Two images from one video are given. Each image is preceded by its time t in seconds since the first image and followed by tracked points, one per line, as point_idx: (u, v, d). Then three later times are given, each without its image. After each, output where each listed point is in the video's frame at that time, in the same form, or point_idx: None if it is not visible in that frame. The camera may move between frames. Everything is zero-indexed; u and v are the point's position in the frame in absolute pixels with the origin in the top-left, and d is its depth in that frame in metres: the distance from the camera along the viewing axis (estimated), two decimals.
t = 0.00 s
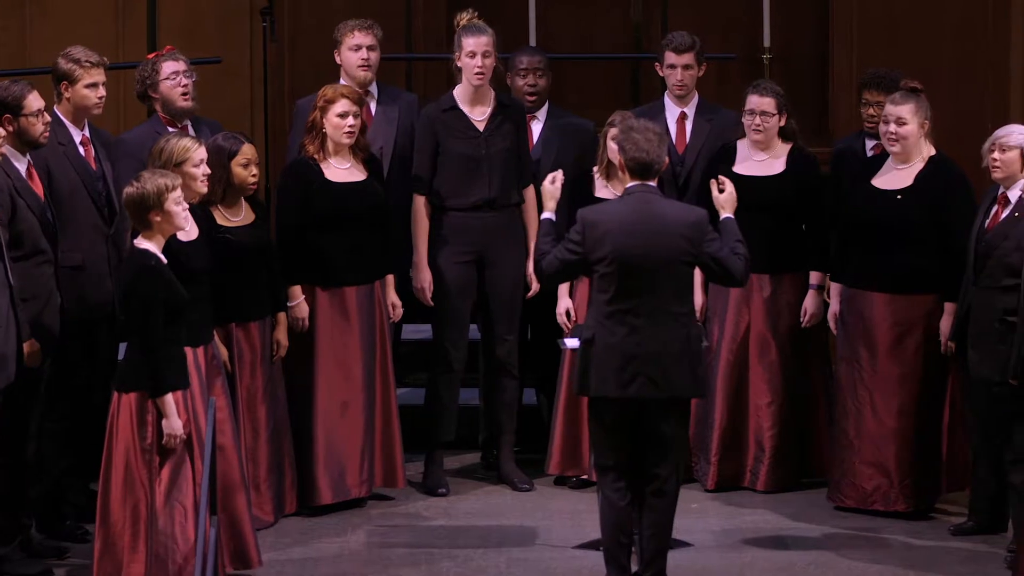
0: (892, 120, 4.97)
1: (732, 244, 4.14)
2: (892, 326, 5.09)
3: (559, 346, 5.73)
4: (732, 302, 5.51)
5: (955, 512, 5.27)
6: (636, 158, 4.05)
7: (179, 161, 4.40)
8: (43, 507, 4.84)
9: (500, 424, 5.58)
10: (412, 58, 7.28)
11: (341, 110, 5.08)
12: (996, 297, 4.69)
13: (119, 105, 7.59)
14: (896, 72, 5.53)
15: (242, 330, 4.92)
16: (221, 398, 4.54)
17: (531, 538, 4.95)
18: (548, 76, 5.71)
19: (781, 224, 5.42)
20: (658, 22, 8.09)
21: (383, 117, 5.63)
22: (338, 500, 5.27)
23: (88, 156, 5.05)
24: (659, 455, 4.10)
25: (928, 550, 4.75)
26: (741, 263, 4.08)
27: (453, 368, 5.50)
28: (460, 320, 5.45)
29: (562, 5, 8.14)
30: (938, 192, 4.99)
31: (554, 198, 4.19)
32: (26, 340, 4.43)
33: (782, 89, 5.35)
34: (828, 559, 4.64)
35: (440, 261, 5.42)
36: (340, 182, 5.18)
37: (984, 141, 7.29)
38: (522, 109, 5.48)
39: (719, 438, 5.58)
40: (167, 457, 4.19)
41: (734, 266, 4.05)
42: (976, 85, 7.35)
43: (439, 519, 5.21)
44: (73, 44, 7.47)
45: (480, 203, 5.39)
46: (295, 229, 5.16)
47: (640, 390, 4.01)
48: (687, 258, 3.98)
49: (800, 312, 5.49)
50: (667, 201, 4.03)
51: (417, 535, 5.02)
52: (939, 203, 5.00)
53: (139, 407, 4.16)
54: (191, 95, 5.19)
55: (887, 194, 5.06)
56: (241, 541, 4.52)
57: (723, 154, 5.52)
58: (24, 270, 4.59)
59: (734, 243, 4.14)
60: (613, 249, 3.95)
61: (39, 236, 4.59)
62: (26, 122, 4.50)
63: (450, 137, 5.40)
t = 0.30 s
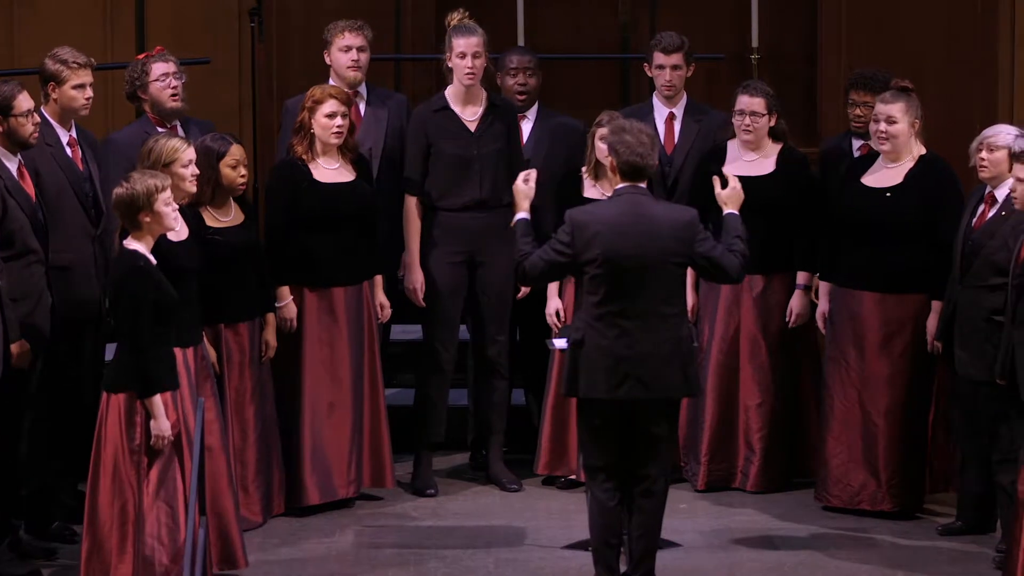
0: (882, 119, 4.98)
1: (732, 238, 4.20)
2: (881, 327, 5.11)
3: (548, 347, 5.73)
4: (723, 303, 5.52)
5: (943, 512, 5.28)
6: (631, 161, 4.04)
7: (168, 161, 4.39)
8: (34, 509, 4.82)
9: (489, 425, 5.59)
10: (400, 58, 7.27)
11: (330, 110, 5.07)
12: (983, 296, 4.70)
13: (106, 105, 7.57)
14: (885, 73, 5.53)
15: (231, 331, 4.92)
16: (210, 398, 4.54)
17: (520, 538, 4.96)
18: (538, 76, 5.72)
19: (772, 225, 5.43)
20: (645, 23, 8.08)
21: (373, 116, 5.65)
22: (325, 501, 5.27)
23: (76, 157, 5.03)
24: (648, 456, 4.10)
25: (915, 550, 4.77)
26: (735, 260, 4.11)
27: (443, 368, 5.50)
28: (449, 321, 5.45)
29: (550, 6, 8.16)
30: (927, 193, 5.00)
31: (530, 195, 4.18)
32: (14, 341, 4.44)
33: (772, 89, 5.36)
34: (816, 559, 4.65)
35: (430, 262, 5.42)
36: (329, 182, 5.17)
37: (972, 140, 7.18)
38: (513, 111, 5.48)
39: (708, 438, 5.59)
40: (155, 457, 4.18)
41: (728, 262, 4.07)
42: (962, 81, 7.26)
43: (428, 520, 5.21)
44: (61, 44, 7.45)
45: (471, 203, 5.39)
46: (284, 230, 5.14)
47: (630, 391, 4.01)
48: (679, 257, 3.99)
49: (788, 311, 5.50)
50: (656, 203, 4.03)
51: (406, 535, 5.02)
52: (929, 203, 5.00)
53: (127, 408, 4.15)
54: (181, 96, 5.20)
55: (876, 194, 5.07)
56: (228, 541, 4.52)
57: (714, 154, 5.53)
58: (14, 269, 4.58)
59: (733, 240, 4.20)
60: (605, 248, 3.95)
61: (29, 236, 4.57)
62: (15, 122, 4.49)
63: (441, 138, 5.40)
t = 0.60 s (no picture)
0: (872, 118, 4.99)
1: (728, 260, 4.15)
2: (869, 327, 5.12)
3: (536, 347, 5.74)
4: (711, 303, 5.53)
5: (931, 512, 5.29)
6: (622, 164, 4.04)
7: (158, 162, 4.39)
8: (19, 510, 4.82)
9: (478, 425, 5.59)
10: (388, 58, 7.27)
11: (318, 110, 5.07)
12: (970, 295, 4.72)
13: (95, 106, 7.56)
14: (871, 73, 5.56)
15: (220, 332, 4.92)
16: (198, 399, 4.54)
17: (508, 538, 4.96)
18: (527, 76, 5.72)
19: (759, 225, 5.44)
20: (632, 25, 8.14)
21: (361, 116, 5.64)
22: (313, 501, 5.26)
23: (62, 158, 5.04)
24: (637, 456, 4.11)
25: (903, 550, 4.78)
26: (722, 271, 4.10)
27: (432, 369, 5.50)
28: (438, 321, 5.45)
29: (539, 6, 8.16)
30: (915, 193, 5.02)
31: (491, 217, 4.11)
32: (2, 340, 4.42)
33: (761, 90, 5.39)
34: (804, 559, 4.66)
35: (420, 263, 5.42)
36: (317, 182, 5.17)
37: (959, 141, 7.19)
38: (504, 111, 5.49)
39: (697, 439, 5.60)
40: (145, 458, 4.18)
41: (713, 274, 4.07)
42: (948, 81, 7.26)
43: (417, 520, 5.21)
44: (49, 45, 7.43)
45: (461, 204, 5.39)
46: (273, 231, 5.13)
47: (619, 391, 4.02)
48: (669, 262, 3.99)
49: (775, 311, 5.51)
50: (647, 208, 4.02)
51: (394, 535, 5.02)
52: (918, 203, 5.02)
53: (117, 408, 4.15)
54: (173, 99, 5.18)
55: (864, 193, 5.08)
56: (215, 541, 4.54)
57: (703, 155, 5.54)
58: (4, 268, 4.57)
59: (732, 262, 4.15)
60: (595, 253, 3.94)
61: (19, 235, 4.57)
62: (1, 122, 4.47)
63: (431, 138, 5.40)
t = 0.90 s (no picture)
0: (860, 118, 5.00)
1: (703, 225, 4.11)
2: (857, 327, 5.13)
3: (525, 347, 5.74)
4: (699, 303, 5.54)
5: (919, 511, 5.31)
6: (617, 164, 4.01)
7: (147, 163, 4.38)
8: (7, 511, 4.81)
9: (467, 425, 5.59)
10: (377, 58, 7.26)
11: (307, 110, 5.07)
12: (957, 296, 4.72)
13: (83, 105, 7.55)
14: (857, 73, 5.59)
15: (209, 334, 4.92)
16: (187, 400, 4.53)
17: (496, 538, 4.96)
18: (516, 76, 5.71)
19: (747, 225, 5.45)
20: (621, 25, 8.16)
21: (350, 116, 5.62)
22: (303, 501, 5.26)
23: (50, 159, 5.04)
24: (627, 456, 4.12)
25: (891, 550, 4.79)
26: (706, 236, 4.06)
27: (421, 369, 5.50)
28: (428, 321, 5.45)
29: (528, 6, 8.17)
30: (906, 193, 5.03)
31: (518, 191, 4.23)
32: None
33: (750, 90, 5.40)
34: (793, 559, 4.67)
35: (409, 263, 5.42)
36: (307, 182, 5.16)
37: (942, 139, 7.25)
38: (494, 111, 5.49)
39: (685, 439, 5.60)
40: (134, 457, 4.18)
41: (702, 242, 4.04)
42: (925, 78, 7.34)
43: (405, 520, 5.22)
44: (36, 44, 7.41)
45: (450, 204, 5.39)
46: (262, 231, 5.12)
47: (609, 392, 4.02)
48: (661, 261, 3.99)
49: (765, 312, 5.52)
50: (642, 208, 4.00)
51: (382, 535, 5.02)
52: (907, 203, 5.03)
53: (107, 408, 4.15)
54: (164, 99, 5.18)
55: (853, 193, 5.08)
56: (203, 541, 4.55)
57: (692, 155, 5.54)
58: None
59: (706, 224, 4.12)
60: (588, 251, 3.93)
61: (10, 236, 4.55)
62: None
63: (420, 138, 5.39)
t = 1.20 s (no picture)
0: (850, 118, 5.01)
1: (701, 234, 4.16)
2: (847, 326, 5.14)
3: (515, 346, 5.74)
4: (688, 302, 5.55)
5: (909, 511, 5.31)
6: (610, 164, 4.02)
7: (135, 163, 4.38)
8: None
9: (457, 425, 5.59)
10: (366, 58, 7.26)
11: (296, 110, 5.06)
12: (946, 296, 4.72)
13: (72, 105, 7.53)
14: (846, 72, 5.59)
15: (198, 334, 4.91)
16: (176, 400, 4.52)
17: (486, 538, 4.96)
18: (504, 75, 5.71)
19: (736, 225, 5.45)
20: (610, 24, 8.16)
21: (339, 115, 5.62)
22: (295, 500, 5.26)
23: (39, 158, 5.03)
24: (619, 455, 4.11)
25: (880, 549, 4.80)
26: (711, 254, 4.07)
27: (411, 369, 5.49)
28: (418, 321, 5.45)
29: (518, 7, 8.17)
30: (896, 193, 5.03)
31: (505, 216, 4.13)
32: None
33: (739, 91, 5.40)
34: (782, 559, 4.68)
35: (399, 263, 5.41)
36: (296, 182, 5.15)
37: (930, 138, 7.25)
38: (483, 111, 5.50)
39: (675, 439, 5.61)
40: (123, 454, 4.16)
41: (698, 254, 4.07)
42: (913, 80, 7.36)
43: (395, 520, 5.21)
44: (25, 44, 7.40)
45: (440, 204, 5.39)
46: (251, 231, 5.12)
47: (602, 391, 4.02)
48: (656, 263, 4.00)
49: (755, 312, 5.53)
50: (637, 209, 4.02)
51: (372, 535, 5.02)
52: (896, 203, 5.03)
53: (96, 407, 4.14)
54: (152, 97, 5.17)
55: (843, 193, 5.08)
56: (192, 543, 4.54)
57: (681, 155, 5.55)
58: None
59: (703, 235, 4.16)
60: (582, 252, 3.94)
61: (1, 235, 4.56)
62: None
63: (411, 138, 5.39)
